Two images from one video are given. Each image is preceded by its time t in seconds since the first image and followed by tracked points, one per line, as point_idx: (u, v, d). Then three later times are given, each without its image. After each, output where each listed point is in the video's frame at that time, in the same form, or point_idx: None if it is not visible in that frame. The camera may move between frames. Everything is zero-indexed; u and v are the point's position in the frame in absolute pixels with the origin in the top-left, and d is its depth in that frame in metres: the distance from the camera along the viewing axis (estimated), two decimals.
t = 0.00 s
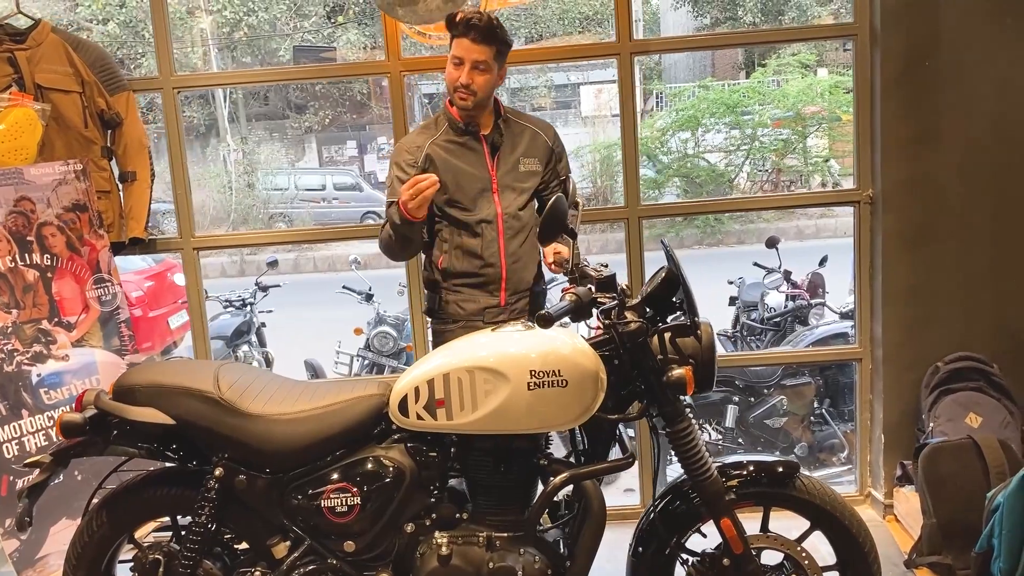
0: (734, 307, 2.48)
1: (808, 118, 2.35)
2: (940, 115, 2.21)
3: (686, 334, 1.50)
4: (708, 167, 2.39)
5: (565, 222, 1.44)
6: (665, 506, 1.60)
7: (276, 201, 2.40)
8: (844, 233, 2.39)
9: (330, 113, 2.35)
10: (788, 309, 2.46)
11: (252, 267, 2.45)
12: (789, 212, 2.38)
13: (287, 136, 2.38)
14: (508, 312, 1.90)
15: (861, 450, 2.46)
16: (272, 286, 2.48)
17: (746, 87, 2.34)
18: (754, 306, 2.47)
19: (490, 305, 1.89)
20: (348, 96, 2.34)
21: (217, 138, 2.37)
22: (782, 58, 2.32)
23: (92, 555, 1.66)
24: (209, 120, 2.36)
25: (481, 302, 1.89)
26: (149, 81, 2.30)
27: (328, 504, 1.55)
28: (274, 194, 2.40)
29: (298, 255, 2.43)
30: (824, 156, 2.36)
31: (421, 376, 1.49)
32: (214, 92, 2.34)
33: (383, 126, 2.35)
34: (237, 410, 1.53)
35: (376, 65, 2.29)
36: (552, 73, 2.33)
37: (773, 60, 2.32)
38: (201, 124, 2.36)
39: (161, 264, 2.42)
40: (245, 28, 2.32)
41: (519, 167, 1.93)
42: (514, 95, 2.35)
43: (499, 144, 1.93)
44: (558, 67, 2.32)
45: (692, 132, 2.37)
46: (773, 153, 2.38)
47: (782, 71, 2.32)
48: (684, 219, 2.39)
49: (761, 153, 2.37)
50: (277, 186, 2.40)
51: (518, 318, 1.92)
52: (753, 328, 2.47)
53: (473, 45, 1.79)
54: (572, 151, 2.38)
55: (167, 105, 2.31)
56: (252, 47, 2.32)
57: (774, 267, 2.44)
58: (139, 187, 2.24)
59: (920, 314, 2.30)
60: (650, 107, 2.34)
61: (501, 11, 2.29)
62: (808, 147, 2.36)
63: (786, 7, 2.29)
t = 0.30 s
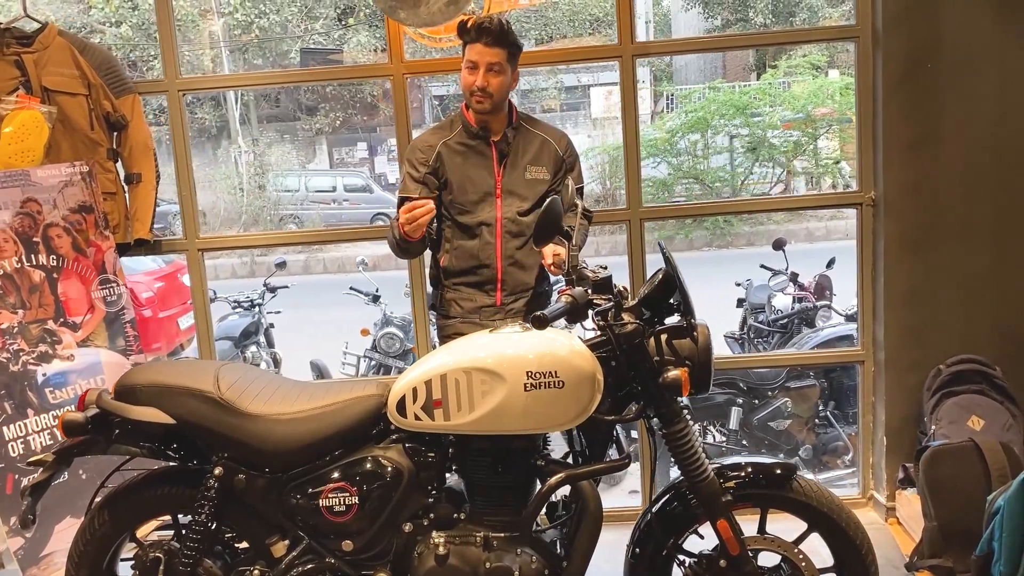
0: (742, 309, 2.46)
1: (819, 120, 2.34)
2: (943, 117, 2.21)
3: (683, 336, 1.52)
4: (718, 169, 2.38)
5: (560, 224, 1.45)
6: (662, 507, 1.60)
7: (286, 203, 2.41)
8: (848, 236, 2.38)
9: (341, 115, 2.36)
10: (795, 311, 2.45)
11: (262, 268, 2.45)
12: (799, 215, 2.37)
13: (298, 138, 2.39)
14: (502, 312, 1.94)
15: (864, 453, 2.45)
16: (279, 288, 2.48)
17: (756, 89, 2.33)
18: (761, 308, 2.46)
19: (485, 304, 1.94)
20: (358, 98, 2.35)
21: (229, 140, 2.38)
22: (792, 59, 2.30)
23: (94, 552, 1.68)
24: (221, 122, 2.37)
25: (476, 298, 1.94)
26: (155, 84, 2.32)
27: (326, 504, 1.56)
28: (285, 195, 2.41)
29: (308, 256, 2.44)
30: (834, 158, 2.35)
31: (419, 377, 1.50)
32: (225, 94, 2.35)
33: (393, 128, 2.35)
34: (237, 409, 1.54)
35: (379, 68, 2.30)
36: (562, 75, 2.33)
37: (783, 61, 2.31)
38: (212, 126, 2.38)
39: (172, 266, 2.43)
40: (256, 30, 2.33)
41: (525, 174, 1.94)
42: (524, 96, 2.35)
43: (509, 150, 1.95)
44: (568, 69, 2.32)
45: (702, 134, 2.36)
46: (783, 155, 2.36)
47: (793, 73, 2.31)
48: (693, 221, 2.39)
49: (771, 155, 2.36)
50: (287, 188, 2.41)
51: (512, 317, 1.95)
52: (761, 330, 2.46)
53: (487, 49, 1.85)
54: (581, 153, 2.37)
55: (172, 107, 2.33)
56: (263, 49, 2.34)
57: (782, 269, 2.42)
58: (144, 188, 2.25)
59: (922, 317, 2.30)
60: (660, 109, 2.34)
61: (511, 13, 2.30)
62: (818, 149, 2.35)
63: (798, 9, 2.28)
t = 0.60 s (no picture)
0: (756, 311, 2.45)
1: (835, 122, 2.33)
2: (956, 118, 2.19)
3: (690, 336, 1.52)
4: (733, 171, 2.37)
5: (566, 224, 1.46)
6: (670, 507, 1.60)
7: (302, 204, 2.43)
8: (860, 237, 2.36)
9: (356, 117, 2.38)
10: (809, 313, 2.44)
11: (277, 270, 2.47)
12: (817, 216, 2.36)
13: (314, 140, 2.40)
14: (493, 308, 1.95)
15: (876, 455, 2.43)
16: (294, 289, 2.49)
17: (771, 90, 2.32)
18: (776, 310, 2.45)
19: (477, 299, 1.96)
20: (373, 100, 2.36)
21: (246, 142, 2.40)
22: (808, 61, 2.29)
23: (107, 547, 1.70)
24: (238, 125, 2.39)
25: (469, 293, 1.97)
26: (169, 86, 2.34)
27: (335, 502, 1.57)
28: (300, 197, 2.43)
29: (323, 257, 2.45)
30: (850, 160, 2.33)
31: (427, 376, 1.51)
32: (242, 97, 2.37)
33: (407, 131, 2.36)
34: (247, 407, 1.56)
35: (392, 70, 2.31)
36: (577, 77, 2.33)
37: (798, 63, 2.30)
38: (229, 128, 2.40)
39: (189, 266, 2.46)
40: (272, 33, 2.35)
41: (526, 173, 1.96)
42: (539, 99, 2.35)
43: (509, 149, 1.97)
44: (583, 70, 2.32)
45: (717, 135, 2.35)
46: (799, 156, 2.35)
47: (809, 74, 2.30)
48: (708, 223, 2.38)
49: (787, 156, 2.35)
50: (303, 190, 2.43)
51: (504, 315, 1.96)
52: (775, 332, 2.45)
53: (481, 65, 1.84)
54: (595, 155, 2.37)
55: (186, 110, 2.36)
56: (280, 52, 2.35)
57: (797, 271, 2.41)
58: (158, 190, 2.28)
59: (933, 319, 2.28)
60: (675, 111, 2.34)
61: (526, 15, 2.31)
62: (834, 151, 2.34)
63: (814, 10, 2.27)
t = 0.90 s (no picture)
0: (771, 313, 2.44)
1: (852, 124, 2.31)
2: (970, 120, 2.17)
3: (701, 338, 1.52)
4: (750, 172, 2.36)
5: (575, 226, 1.47)
6: (680, 509, 1.60)
7: (318, 206, 2.44)
8: (875, 239, 2.35)
9: (372, 119, 2.39)
10: (825, 314, 2.42)
11: (293, 271, 2.49)
12: (833, 219, 2.34)
13: (330, 142, 2.41)
14: (469, 314, 2.01)
15: (890, 458, 2.41)
16: (309, 290, 2.53)
17: (788, 92, 2.31)
18: (791, 313, 2.44)
19: (453, 304, 2.02)
20: (389, 103, 2.37)
21: (263, 145, 2.42)
22: (825, 62, 2.28)
23: (122, 545, 1.72)
24: (255, 127, 2.41)
25: (446, 299, 2.03)
26: (185, 89, 2.37)
27: (346, 501, 1.58)
28: (316, 199, 2.44)
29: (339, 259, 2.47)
30: (867, 161, 2.32)
31: (438, 377, 1.51)
32: (259, 99, 2.39)
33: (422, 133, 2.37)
34: (260, 407, 1.57)
35: (406, 73, 2.32)
36: (592, 79, 2.33)
37: (815, 65, 2.28)
38: (246, 131, 2.41)
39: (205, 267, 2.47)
40: (289, 36, 2.37)
41: (501, 177, 2.02)
42: (554, 100, 2.35)
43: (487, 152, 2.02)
44: (599, 72, 2.32)
45: (733, 137, 2.34)
46: (816, 158, 2.34)
47: (826, 76, 2.29)
48: (724, 224, 2.37)
49: (803, 158, 2.34)
50: (319, 192, 2.44)
51: (480, 320, 2.02)
52: (790, 335, 2.44)
53: (456, 75, 1.87)
54: (611, 156, 2.37)
55: (202, 113, 2.38)
56: (297, 55, 2.37)
57: (813, 274, 2.40)
58: (174, 191, 2.30)
59: (947, 322, 2.26)
60: (691, 113, 2.33)
61: (542, 16, 2.32)
62: (851, 153, 2.32)
63: (831, 11, 2.26)
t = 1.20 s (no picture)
0: (787, 316, 2.42)
1: (870, 126, 2.30)
2: (988, 121, 2.15)
3: (715, 340, 1.52)
4: (766, 174, 2.34)
5: (588, 228, 1.47)
6: (693, 511, 1.59)
7: (333, 209, 2.46)
8: (892, 241, 2.33)
9: (388, 122, 2.40)
10: (841, 317, 2.41)
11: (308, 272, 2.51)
12: (849, 221, 2.33)
13: (346, 144, 2.42)
14: (425, 322, 2.01)
15: (906, 462, 2.39)
16: (325, 292, 2.55)
17: (805, 93, 2.29)
18: (807, 315, 2.42)
19: (410, 311, 2.03)
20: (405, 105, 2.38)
21: (280, 147, 2.43)
22: (842, 64, 2.27)
23: (137, 545, 1.74)
24: (272, 129, 2.43)
25: (404, 306, 2.04)
26: (202, 92, 2.39)
27: (359, 502, 1.59)
28: (332, 201, 2.45)
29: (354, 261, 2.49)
30: (885, 163, 2.30)
31: (450, 378, 1.51)
32: (276, 101, 2.41)
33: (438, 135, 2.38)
34: (273, 408, 1.58)
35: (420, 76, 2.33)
36: (608, 81, 2.32)
37: (832, 66, 2.27)
38: (263, 133, 2.43)
39: (221, 269, 2.49)
40: (306, 39, 2.38)
41: (453, 187, 2.03)
42: (569, 102, 2.35)
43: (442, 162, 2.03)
44: (614, 74, 2.32)
45: (749, 138, 2.33)
46: (833, 160, 2.32)
47: (843, 78, 2.27)
48: (740, 226, 2.36)
49: (820, 160, 2.33)
50: (334, 194, 2.45)
51: (436, 328, 2.01)
52: (806, 337, 2.43)
53: (417, 85, 1.91)
54: (627, 158, 2.36)
55: (219, 116, 2.40)
56: (313, 58, 2.39)
57: (829, 276, 2.38)
58: (191, 194, 2.32)
59: (965, 324, 2.23)
60: (707, 114, 2.32)
61: (557, 18, 2.32)
62: (869, 155, 2.31)
63: (849, 12, 2.25)
